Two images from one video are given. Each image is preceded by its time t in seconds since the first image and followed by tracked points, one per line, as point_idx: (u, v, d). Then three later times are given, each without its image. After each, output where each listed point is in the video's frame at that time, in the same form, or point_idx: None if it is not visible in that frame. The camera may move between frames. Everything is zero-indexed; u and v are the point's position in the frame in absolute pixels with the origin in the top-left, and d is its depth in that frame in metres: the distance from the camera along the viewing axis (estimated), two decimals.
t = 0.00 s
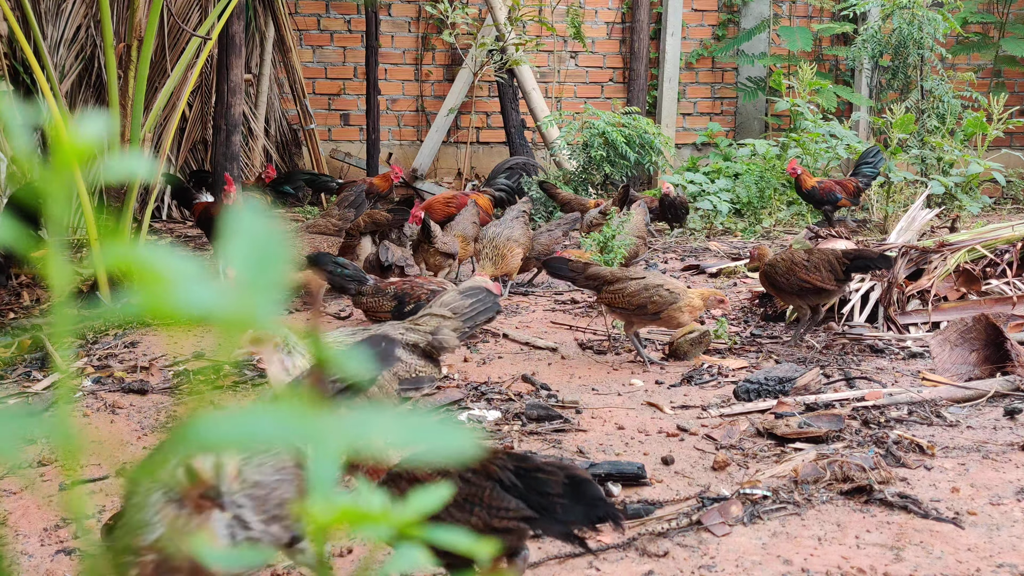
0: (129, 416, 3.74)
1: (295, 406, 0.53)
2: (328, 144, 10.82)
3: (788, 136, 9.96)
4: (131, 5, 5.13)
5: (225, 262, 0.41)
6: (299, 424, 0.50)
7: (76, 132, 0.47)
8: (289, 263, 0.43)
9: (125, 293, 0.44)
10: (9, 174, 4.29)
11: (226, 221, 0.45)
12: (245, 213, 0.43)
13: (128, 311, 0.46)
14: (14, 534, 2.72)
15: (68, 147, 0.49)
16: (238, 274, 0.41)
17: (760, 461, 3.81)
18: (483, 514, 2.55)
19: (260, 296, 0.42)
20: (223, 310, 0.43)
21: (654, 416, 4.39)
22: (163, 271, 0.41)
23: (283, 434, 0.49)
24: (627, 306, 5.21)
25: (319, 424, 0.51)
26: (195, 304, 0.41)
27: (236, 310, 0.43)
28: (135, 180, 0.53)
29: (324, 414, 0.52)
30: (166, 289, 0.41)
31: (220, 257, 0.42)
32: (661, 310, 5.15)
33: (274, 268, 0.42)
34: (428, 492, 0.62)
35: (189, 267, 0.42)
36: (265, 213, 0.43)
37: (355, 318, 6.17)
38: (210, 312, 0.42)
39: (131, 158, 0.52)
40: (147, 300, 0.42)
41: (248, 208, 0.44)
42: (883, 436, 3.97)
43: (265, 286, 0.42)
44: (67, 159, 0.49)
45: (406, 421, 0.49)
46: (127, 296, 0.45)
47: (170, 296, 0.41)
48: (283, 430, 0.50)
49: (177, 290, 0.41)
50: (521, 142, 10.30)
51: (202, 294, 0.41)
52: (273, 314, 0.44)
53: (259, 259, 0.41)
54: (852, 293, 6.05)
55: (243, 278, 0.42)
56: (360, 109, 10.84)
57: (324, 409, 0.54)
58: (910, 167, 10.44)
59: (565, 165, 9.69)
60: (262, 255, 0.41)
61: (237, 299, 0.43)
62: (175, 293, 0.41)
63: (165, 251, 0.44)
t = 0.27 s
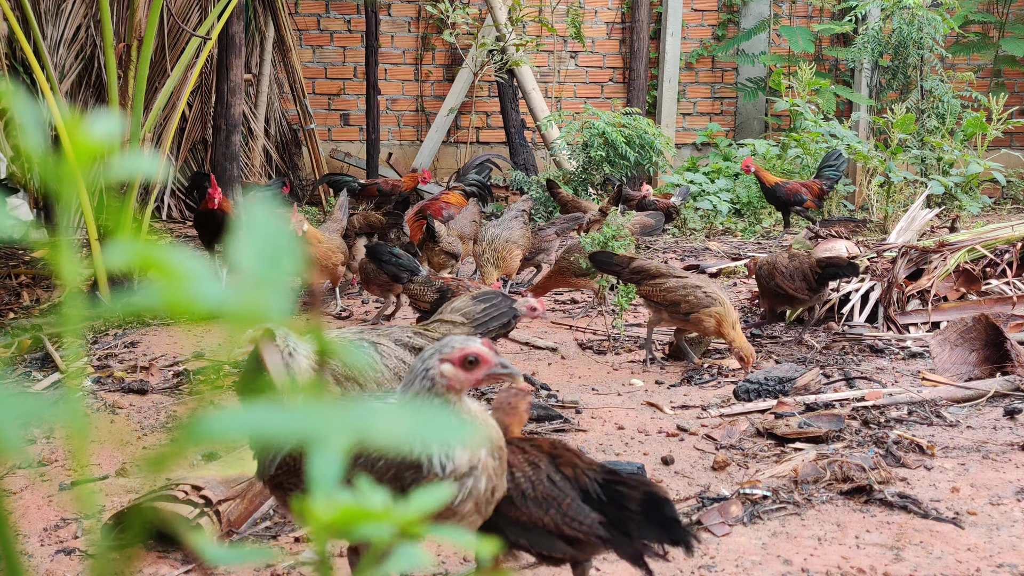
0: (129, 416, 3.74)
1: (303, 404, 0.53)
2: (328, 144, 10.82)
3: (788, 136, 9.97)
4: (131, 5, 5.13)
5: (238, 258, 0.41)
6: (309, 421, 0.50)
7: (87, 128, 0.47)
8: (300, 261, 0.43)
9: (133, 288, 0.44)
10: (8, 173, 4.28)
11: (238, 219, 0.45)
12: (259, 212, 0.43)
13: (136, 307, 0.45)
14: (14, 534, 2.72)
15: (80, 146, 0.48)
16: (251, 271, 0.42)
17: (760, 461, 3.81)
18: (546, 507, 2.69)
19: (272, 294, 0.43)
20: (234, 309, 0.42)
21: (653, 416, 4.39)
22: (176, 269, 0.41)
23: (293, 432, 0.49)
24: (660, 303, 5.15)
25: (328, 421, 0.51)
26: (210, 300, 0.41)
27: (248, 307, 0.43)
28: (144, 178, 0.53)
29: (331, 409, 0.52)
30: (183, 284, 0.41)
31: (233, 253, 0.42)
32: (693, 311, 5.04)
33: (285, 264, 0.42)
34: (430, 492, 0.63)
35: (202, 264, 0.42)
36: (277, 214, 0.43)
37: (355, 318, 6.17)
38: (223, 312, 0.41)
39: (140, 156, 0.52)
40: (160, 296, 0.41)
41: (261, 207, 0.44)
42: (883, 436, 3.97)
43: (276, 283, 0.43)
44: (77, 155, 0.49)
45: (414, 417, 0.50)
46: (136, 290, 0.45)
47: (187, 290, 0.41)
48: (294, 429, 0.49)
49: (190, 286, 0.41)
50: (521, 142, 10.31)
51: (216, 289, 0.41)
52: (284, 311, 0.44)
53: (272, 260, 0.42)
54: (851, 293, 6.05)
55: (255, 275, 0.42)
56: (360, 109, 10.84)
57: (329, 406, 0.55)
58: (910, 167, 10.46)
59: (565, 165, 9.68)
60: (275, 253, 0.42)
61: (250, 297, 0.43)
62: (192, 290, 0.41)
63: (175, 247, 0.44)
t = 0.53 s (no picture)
0: (130, 415, 3.75)
1: (306, 402, 0.53)
2: (328, 144, 10.83)
3: (788, 136, 9.96)
4: (131, 5, 5.13)
5: (241, 258, 0.41)
6: (313, 419, 0.50)
7: (89, 129, 0.48)
8: (304, 260, 0.43)
9: (138, 288, 0.44)
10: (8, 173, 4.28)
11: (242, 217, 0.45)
12: (262, 210, 0.43)
13: (139, 307, 0.46)
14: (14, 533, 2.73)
15: (82, 147, 0.48)
16: (255, 271, 0.42)
17: (760, 461, 3.81)
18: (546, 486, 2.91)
19: (274, 291, 0.43)
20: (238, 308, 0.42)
21: (654, 416, 4.40)
22: (180, 269, 0.42)
23: (296, 431, 0.49)
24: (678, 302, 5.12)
25: (332, 419, 0.51)
26: (213, 299, 0.41)
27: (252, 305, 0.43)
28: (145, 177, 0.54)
29: (333, 406, 0.52)
30: (188, 285, 0.41)
31: (237, 252, 0.42)
32: (709, 315, 5.00)
33: (288, 264, 0.42)
34: (431, 491, 0.63)
35: (206, 264, 0.43)
36: (280, 212, 0.44)
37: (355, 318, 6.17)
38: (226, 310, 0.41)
39: (141, 155, 0.52)
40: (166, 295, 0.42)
41: (264, 205, 0.44)
42: (883, 435, 3.97)
43: (279, 283, 0.42)
44: (79, 156, 0.49)
45: (416, 417, 0.50)
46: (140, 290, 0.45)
47: (191, 291, 0.41)
48: (296, 428, 0.49)
49: (196, 286, 0.41)
50: (521, 142, 10.31)
51: (218, 291, 0.41)
52: (286, 310, 0.44)
53: (274, 257, 0.42)
54: (851, 293, 6.05)
55: (260, 275, 0.42)
56: (360, 109, 10.85)
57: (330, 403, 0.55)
58: (910, 167, 10.46)
59: (565, 165, 9.68)
60: (277, 253, 0.42)
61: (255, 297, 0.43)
62: (197, 289, 0.41)
63: (180, 247, 0.45)
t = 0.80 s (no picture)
0: (129, 415, 3.75)
1: (306, 401, 0.53)
2: (328, 144, 10.83)
3: (788, 137, 9.96)
4: (131, 5, 5.13)
5: (239, 260, 0.41)
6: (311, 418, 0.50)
7: (87, 129, 0.48)
8: (302, 262, 0.43)
9: (136, 288, 0.44)
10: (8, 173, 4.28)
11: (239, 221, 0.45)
12: (258, 213, 0.43)
13: (138, 308, 0.45)
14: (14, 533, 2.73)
15: (80, 147, 0.48)
16: (252, 273, 0.41)
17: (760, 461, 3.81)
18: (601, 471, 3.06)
19: (271, 294, 0.42)
20: (234, 309, 0.42)
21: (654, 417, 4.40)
22: (177, 272, 0.42)
23: (294, 431, 0.49)
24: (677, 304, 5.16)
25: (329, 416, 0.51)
26: (208, 302, 0.41)
27: (246, 309, 0.42)
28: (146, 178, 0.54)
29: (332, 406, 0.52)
30: (183, 287, 0.41)
31: (233, 255, 0.42)
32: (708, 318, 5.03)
33: (286, 266, 0.42)
34: (430, 492, 0.63)
35: (205, 267, 0.42)
36: (277, 212, 0.43)
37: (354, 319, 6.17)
38: (224, 312, 0.41)
39: (141, 156, 0.53)
40: (165, 298, 0.41)
41: (259, 208, 0.44)
42: (883, 436, 3.96)
43: (277, 287, 0.42)
44: (77, 158, 0.49)
45: (413, 418, 0.49)
46: (139, 290, 0.45)
47: (188, 293, 0.41)
48: (295, 428, 0.49)
49: (190, 289, 0.41)
50: (521, 142, 10.31)
51: (214, 292, 0.41)
52: (283, 313, 0.44)
53: (272, 260, 0.41)
54: (852, 293, 6.05)
55: (254, 279, 0.42)
56: (360, 110, 10.85)
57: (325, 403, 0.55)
58: (910, 167, 10.45)
59: (565, 165, 9.67)
60: (276, 255, 0.41)
61: (249, 299, 0.42)
62: (191, 291, 0.41)
63: (178, 249, 0.44)
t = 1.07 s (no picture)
0: (130, 415, 3.74)
1: (298, 394, 0.53)
2: (328, 144, 10.83)
3: (788, 136, 9.96)
4: (131, 5, 5.13)
5: (228, 254, 0.40)
6: (303, 411, 0.50)
7: (80, 127, 0.48)
8: (291, 255, 0.43)
9: (125, 284, 0.43)
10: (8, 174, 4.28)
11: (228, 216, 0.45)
12: (246, 206, 0.42)
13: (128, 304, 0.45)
14: (15, 533, 2.73)
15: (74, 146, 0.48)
16: (243, 267, 0.41)
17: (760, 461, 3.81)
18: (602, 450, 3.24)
19: (263, 287, 0.42)
20: (224, 301, 0.42)
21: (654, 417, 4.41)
22: (168, 267, 0.41)
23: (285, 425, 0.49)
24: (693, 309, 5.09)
25: (323, 409, 0.51)
26: (198, 296, 0.41)
27: (236, 300, 0.42)
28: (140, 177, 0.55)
29: (325, 401, 0.52)
30: (172, 282, 0.41)
31: (222, 248, 0.41)
32: (727, 320, 4.94)
33: (277, 259, 0.41)
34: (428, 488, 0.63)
35: (194, 264, 0.42)
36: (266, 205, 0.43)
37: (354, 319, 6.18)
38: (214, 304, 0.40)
39: (135, 155, 0.53)
40: (154, 292, 0.41)
41: (248, 201, 0.43)
42: (883, 435, 3.97)
43: (269, 281, 0.42)
44: (70, 157, 0.50)
45: (404, 412, 0.49)
46: (127, 287, 0.44)
47: (177, 287, 0.41)
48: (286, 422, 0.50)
49: (182, 283, 0.41)
50: (521, 142, 10.31)
51: (202, 286, 0.41)
52: (276, 307, 0.43)
53: (258, 251, 0.41)
54: (852, 293, 6.05)
55: (246, 271, 0.41)
56: (360, 109, 10.85)
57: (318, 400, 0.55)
58: (910, 167, 10.45)
59: (565, 165, 9.67)
60: (265, 247, 0.41)
61: (240, 290, 0.42)
62: (182, 286, 0.41)
63: (167, 243, 0.44)
